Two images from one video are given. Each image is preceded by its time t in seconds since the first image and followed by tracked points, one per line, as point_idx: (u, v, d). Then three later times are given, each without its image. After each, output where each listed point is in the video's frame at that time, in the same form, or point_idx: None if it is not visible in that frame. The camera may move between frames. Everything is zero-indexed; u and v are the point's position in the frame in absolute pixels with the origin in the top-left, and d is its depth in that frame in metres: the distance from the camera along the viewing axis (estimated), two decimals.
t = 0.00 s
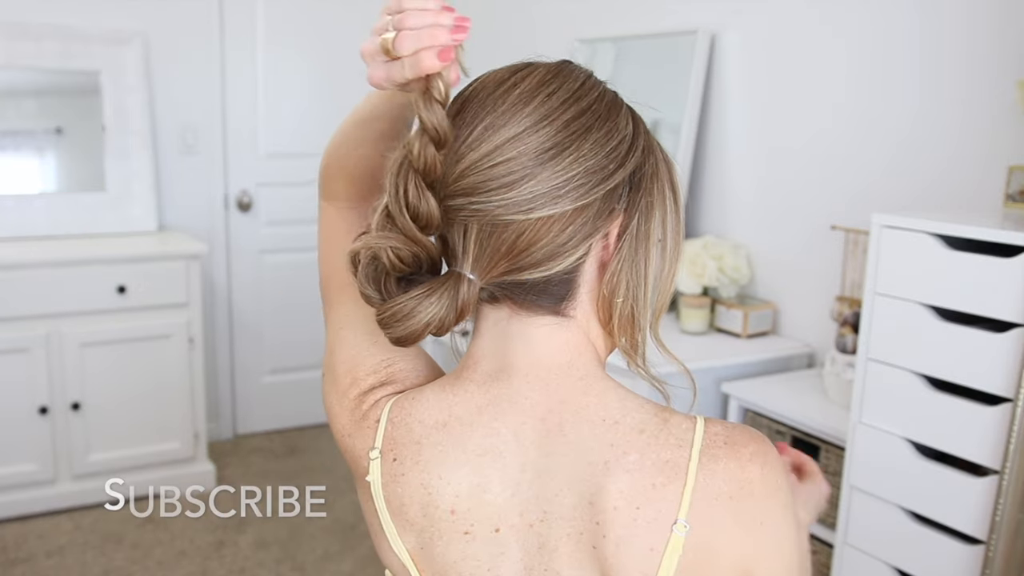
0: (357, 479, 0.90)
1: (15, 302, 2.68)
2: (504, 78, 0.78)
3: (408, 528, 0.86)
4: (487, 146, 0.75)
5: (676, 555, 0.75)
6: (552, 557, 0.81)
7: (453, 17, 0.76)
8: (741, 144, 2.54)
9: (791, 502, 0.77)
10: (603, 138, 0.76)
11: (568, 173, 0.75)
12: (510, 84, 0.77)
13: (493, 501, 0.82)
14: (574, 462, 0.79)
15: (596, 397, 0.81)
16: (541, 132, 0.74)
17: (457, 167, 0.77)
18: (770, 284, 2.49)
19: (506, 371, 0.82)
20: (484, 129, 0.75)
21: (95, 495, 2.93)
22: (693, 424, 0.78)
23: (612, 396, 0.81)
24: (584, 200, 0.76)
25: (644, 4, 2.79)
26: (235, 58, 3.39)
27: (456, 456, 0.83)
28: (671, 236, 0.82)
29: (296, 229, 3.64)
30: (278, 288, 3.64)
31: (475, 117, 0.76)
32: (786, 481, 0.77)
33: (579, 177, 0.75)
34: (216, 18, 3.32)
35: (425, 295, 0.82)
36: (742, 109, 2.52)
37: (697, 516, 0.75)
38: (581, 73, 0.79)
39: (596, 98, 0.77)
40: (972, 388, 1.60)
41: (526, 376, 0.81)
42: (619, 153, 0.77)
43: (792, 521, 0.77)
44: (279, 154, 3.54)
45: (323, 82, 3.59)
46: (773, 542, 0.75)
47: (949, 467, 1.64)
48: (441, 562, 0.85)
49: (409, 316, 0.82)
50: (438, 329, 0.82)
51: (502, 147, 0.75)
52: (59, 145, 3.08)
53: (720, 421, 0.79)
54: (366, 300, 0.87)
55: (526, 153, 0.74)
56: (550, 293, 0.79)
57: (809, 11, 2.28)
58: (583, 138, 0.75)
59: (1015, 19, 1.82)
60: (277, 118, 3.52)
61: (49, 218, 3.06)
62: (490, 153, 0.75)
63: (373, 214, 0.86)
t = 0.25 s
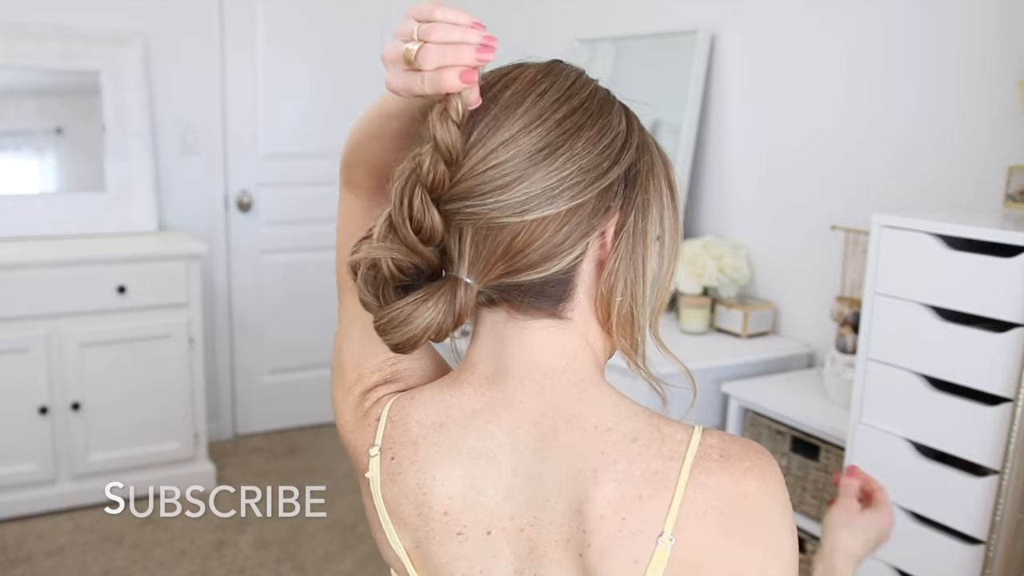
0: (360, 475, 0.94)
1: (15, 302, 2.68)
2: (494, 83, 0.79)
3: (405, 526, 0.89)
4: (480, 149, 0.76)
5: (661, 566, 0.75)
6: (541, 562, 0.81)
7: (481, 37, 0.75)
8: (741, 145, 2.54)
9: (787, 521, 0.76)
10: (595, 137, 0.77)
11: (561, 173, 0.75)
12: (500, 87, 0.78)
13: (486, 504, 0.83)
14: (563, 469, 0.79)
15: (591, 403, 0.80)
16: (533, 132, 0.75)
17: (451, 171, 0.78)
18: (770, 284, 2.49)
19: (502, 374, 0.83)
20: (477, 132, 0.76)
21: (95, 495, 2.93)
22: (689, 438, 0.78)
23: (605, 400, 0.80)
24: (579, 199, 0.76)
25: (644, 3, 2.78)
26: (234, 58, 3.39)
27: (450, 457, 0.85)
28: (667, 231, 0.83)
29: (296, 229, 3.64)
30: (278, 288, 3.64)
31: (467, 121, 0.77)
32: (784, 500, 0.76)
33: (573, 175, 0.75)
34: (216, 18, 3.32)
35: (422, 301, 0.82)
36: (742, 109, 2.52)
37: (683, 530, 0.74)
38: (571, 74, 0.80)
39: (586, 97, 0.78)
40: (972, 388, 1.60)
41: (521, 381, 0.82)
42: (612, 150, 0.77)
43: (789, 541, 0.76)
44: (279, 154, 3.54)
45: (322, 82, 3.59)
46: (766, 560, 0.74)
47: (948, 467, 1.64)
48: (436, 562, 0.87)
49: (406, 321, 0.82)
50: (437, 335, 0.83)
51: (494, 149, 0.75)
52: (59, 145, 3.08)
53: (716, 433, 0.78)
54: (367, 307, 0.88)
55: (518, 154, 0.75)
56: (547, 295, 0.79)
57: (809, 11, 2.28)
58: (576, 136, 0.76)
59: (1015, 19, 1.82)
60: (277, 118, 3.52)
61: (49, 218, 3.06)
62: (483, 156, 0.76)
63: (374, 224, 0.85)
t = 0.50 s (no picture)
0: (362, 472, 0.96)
1: (15, 302, 2.68)
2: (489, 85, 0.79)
3: (404, 526, 0.90)
4: (476, 149, 0.76)
5: None
6: (534, 567, 0.82)
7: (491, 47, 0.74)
8: (741, 145, 2.54)
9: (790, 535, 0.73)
10: (591, 136, 0.77)
11: (556, 173, 0.75)
12: (494, 89, 0.78)
13: (481, 506, 0.84)
14: (553, 476, 0.80)
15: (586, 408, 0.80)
16: (528, 132, 0.75)
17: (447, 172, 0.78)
18: (770, 284, 2.49)
19: (498, 378, 0.83)
20: (472, 133, 0.77)
21: (95, 495, 2.92)
22: (684, 443, 0.76)
23: (601, 407, 0.80)
24: (575, 199, 0.76)
25: (644, 3, 2.79)
26: (234, 58, 3.39)
27: (447, 460, 0.86)
28: (665, 230, 0.83)
29: (296, 229, 3.64)
30: (279, 288, 3.64)
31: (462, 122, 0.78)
32: (785, 515, 0.73)
33: (569, 176, 0.76)
34: (216, 18, 3.32)
35: (418, 303, 0.82)
36: (742, 110, 2.52)
37: (672, 541, 0.73)
38: (567, 74, 0.80)
39: (582, 96, 0.78)
40: (973, 388, 1.60)
41: (518, 385, 0.82)
42: (608, 149, 0.78)
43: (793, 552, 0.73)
44: (279, 154, 3.54)
45: (322, 81, 3.59)
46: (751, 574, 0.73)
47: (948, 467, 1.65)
48: (434, 562, 0.88)
49: (401, 325, 0.82)
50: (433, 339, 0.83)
51: (489, 150, 0.76)
52: (59, 145, 3.08)
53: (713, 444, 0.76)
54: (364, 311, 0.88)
55: (513, 155, 0.75)
56: (544, 296, 0.79)
57: (809, 11, 2.28)
58: (572, 136, 0.76)
59: (1014, 19, 1.82)
60: (277, 118, 3.52)
61: (49, 218, 3.06)
62: (479, 156, 0.76)
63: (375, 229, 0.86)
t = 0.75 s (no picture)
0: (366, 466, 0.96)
1: (15, 302, 2.68)
2: (494, 83, 0.80)
3: (401, 520, 0.90)
4: (479, 144, 0.77)
5: None
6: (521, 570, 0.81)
7: (483, 40, 0.76)
8: (740, 144, 2.54)
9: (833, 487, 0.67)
10: (597, 134, 0.77)
11: (560, 170, 0.75)
12: (501, 87, 0.79)
13: (474, 505, 0.84)
14: (541, 480, 0.79)
15: (575, 412, 0.79)
16: (532, 130, 0.76)
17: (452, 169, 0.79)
18: (770, 283, 2.49)
19: (496, 377, 0.83)
20: (476, 130, 0.77)
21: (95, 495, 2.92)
22: (659, 445, 0.76)
23: (579, 416, 0.79)
24: (578, 197, 0.76)
25: (644, 3, 2.78)
26: (235, 58, 3.39)
27: (442, 457, 0.86)
28: (670, 232, 0.82)
29: (296, 229, 3.64)
30: (279, 288, 3.64)
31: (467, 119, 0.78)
32: (796, 478, 0.68)
33: (572, 174, 0.76)
34: (217, 18, 3.32)
35: (418, 298, 0.82)
36: (742, 109, 2.52)
37: (655, 548, 0.73)
38: (574, 73, 0.81)
39: (588, 95, 0.79)
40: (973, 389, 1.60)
41: (512, 386, 0.82)
42: (614, 149, 0.78)
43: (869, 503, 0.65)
44: (279, 154, 3.54)
45: (322, 82, 3.59)
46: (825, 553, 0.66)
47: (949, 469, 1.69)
48: (429, 557, 0.89)
49: (400, 318, 0.83)
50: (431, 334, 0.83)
51: (492, 147, 0.76)
52: (59, 145, 3.08)
53: (699, 439, 0.74)
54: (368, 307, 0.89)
55: (516, 153, 0.76)
56: (547, 294, 0.79)
57: (809, 11, 2.27)
58: (576, 134, 0.76)
59: (1014, 19, 1.82)
60: (278, 118, 3.52)
61: (49, 218, 3.07)
62: (483, 152, 0.77)
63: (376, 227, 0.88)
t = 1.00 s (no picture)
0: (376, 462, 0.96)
1: (15, 302, 2.68)
2: (515, 80, 0.80)
3: (411, 518, 0.90)
4: (500, 140, 0.77)
5: None
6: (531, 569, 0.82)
7: (509, 43, 0.75)
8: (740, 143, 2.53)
9: (820, 386, 0.69)
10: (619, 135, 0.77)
11: (580, 169, 0.75)
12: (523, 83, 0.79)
13: (483, 505, 0.84)
14: (550, 482, 0.79)
15: (584, 416, 0.79)
16: (552, 128, 0.76)
17: (471, 163, 0.79)
18: (770, 283, 2.49)
19: (509, 377, 0.83)
20: (498, 127, 0.77)
21: (95, 495, 2.92)
22: (648, 435, 0.77)
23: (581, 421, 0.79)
24: (597, 197, 0.76)
25: (644, 3, 2.78)
26: (234, 59, 3.39)
27: (453, 456, 0.86)
28: (690, 238, 0.82)
29: (296, 229, 3.64)
30: (279, 288, 3.64)
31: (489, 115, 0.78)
32: (780, 417, 0.69)
33: (592, 174, 0.76)
34: (216, 18, 3.32)
35: (434, 291, 0.81)
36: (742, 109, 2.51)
37: (665, 542, 0.74)
38: (598, 73, 0.81)
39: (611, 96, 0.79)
40: (973, 389, 1.65)
41: (523, 387, 0.82)
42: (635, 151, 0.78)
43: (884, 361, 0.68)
44: (279, 154, 3.54)
45: (322, 81, 3.59)
46: (848, 455, 0.69)
47: (950, 468, 1.70)
48: (438, 556, 0.89)
49: (415, 313, 0.82)
50: (446, 330, 0.82)
51: (513, 144, 0.76)
52: (59, 145, 3.08)
53: (684, 417, 0.77)
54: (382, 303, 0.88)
55: (537, 150, 0.75)
56: (563, 294, 0.80)
57: (809, 11, 2.27)
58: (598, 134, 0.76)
59: (1014, 19, 1.82)
60: (277, 118, 3.52)
61: (49, 218, 3.07)
62: (503, 149, 0.77)
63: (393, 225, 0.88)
